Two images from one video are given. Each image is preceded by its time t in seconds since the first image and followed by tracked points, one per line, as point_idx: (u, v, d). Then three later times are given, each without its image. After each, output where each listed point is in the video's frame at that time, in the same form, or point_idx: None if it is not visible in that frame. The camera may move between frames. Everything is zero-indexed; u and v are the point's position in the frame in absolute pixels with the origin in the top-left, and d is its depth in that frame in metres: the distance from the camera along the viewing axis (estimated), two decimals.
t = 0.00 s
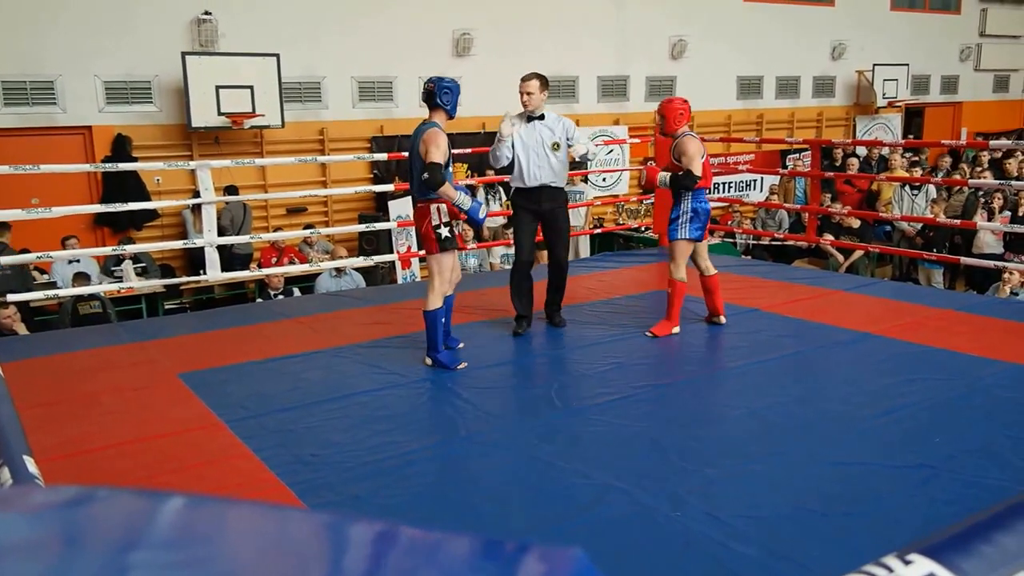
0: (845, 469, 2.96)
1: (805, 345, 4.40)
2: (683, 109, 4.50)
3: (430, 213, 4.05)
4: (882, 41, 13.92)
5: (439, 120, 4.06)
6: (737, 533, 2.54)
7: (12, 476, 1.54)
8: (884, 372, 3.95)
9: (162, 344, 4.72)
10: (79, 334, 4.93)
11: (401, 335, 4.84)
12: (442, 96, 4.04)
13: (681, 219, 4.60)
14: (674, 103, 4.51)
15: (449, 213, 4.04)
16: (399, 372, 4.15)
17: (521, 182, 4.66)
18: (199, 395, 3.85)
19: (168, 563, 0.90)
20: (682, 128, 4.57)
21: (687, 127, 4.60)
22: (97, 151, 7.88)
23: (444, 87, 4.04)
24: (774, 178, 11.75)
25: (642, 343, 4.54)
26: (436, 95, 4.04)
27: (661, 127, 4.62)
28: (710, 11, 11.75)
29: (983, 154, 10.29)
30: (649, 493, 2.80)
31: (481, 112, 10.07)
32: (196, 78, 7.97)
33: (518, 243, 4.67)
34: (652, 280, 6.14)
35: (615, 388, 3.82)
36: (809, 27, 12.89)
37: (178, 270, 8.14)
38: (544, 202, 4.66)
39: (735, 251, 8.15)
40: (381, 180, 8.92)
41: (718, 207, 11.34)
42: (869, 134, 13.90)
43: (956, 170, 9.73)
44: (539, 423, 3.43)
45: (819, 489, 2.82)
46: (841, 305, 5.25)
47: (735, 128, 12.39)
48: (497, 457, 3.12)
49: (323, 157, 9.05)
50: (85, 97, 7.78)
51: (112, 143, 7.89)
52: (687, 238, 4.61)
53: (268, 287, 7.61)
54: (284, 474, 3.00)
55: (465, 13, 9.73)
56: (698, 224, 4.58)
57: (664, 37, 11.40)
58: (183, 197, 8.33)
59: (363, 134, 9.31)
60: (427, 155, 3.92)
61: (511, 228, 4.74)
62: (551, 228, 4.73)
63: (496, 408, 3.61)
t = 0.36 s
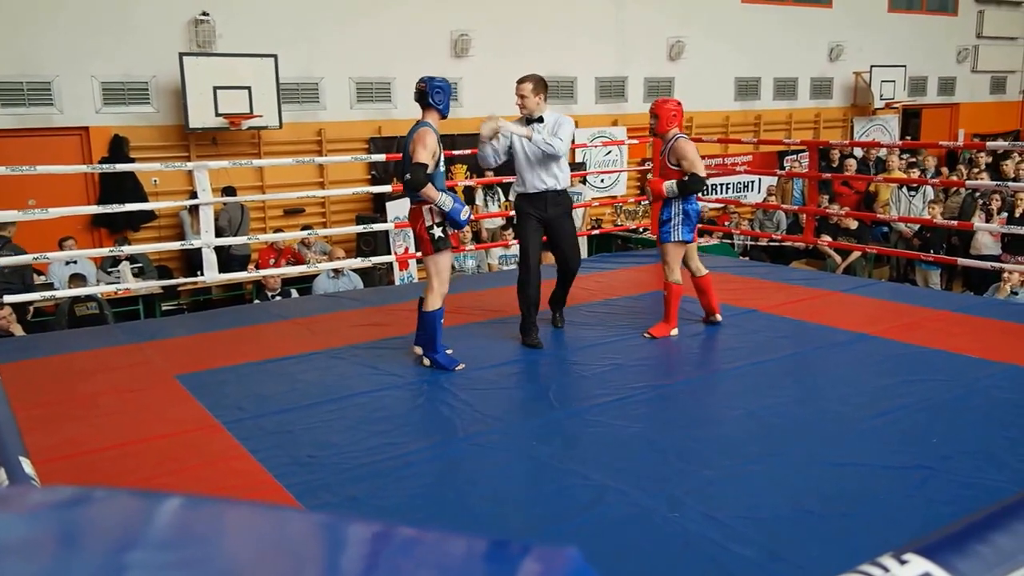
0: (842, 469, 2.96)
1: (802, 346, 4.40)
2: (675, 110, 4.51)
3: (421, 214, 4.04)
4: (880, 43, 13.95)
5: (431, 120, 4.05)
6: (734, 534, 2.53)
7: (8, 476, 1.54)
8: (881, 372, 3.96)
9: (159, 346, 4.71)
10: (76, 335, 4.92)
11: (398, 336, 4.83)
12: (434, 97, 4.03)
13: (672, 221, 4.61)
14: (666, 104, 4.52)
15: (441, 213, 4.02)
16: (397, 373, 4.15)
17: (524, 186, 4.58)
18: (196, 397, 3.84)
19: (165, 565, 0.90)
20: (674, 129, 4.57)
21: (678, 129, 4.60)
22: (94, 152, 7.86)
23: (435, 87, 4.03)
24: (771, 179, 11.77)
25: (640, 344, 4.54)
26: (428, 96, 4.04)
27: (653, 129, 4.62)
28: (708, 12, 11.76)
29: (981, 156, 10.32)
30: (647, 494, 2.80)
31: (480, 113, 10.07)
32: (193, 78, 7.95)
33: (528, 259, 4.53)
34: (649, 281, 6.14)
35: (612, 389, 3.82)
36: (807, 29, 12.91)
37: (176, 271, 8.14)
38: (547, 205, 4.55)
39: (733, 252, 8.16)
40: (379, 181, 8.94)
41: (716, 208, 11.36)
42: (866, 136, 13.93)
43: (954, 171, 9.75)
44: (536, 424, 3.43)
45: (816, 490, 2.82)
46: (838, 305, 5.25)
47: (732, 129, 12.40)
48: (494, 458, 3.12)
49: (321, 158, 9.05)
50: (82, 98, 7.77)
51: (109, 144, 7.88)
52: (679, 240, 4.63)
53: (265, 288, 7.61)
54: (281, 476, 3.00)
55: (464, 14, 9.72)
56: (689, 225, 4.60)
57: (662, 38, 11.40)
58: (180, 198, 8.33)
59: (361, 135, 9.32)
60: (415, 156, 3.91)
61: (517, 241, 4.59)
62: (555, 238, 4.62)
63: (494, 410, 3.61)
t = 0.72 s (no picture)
0: (839, 469, 2.97)
1: (799, 346, 4.41)
2: (660, 108, 4.51)
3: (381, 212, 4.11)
4: (877, 43, 13.97)
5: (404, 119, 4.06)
6: (731, 534, 2.53)
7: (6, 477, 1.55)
8: (878, 372, 3.97)
9: (156, 346, 4.70)
10: (73, 336, 4.91)
11: (396, 337, 4.83)
12: (403, 99, 4.04)
13: (660, 222, 4.65)
14: (654, 102, 4.52)
15: (396, 213, 4.03)
16: (395, 373, 4.15)
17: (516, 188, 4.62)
18: (193, 397, 3.83)
19: (162, 565, 0.92)
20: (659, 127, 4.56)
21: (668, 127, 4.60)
22: (92, 152, 7.85)
23: (405, 89, 4.02)
24: (769, 179, 11.79)
25: (638, 344, 4.54)
26: (400, 96, 4.08)
27: (642, 126, 4.63)
28: (706, 13, 11.78)
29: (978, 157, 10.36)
30: (645, 494, 2.80)
31: (478, 113, 10.08)
32: (191, 78, 7.94)
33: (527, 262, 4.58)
34: (646, 281, 6.14)
35: (610, 389, 3.82)
36: (804, 29, 12.93)
37: (173, 272, 8.13)
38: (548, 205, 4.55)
39: (731, 252, 8.16)
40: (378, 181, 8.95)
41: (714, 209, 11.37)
42: (864, 136, 13.96)
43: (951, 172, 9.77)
44: (534, 424, 3.43)
45: (814, 490, 2.82)
46: (836, 306, 5.26)
47: (730, 130, 12.42)
48: (493, 458, 3.11)
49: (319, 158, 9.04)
50: (80, 98, 7.76)
51: (106, 144, 7.87)
52: (667, 241, 4.67)
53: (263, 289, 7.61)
54: (279, 476, 2.99)
55: (462, 15, 9.72)
56: (676, 226, 4.63)
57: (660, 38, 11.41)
58: (178, 198, 8.32)
59: (359, 136, 9.32)
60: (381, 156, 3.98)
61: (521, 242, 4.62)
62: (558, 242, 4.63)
63: (493, 410, 3.61)
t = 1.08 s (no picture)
0: (837, 469, 2.97)
1: (797, 346, 4.41)
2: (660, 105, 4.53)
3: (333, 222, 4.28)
4: (875, 43, 13.99)
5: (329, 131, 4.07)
6: (730, 534, 2.53)
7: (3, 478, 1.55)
8: (876, 372, 3.97)
9: (154, 347, 4.69)
10: (70, 336, 4.90)
11: (395, 337, 4.82)
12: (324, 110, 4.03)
13: (655, 220, 4.65)
14: (653, 100, 4.54)
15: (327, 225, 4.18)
16: (393, 373, 4.14)
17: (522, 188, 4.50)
18: (192, 398, 3.83)
19: (161, 563, 0.94)
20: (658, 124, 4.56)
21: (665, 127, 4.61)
22: (89, 152, 7.84)
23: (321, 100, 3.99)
24: (767, 179, 11.80)
25: (637, 344, 4.54)
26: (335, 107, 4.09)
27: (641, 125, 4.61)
28: (704, 13, 11.80)
29: (976, 157, 10.38)
30: (644, 494, 2.80)
31: (477, 114, 10.08)
32: (189, 78, 7.94)
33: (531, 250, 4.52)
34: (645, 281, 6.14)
35: (609, 389, 3.81)
36: (801, 30, 12.94)
37: (171, 272, 8.12)
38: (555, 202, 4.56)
39: (728, 252, 8.17)
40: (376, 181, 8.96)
41: (712, 209, 11.38)
42: (861, 137, 13.99)
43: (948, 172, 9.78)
44: (533, 424, 3.42)
45: (812, 490, 2.82)
46: (834, 306, 5.26)
47: (728, 130, 12.44)
48: (491, 458, 3.11)
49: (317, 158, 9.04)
50: (77, 98, 7.75)
51: (104, 144, 7.86)
52: (662, 239, 4.68)
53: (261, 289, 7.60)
54: (277, 476, 2.99)
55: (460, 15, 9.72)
56: (671, 224, 4.64)
57: (658, 38, 11.41)
58: (175, 198, 8.31)
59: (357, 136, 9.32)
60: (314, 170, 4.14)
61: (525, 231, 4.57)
62: (560, 236, 4.64)
63: (491, 410, 3.60)
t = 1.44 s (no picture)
0: (835, 469, 2.97)
1: (795, 346, 4.41)
2: (665, 106, 4.53)
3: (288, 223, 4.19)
4: (873, 44, 14.00)
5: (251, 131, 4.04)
6: (727, 534, 2.54)
7: None
8: (874, 372, 3.98)
9: (153, 347, 4.69)
10: (67, 337, 4.90)
11: (392, 337, 4.82)
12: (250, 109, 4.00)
13: (660, 220, 4.67)
14: (655, 100, 4.54)
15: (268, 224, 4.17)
16: (390, 373, 4.14)
17: (559, 184, 4.50)
18: (189, 398, 3.82)
19: (159, 562, 0.95)
20: (660, 125, 4.57)
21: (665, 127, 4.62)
22: (87, 152, 7.83)
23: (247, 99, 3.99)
24: (764, 179, 11.81)
25: (635, 344, 4.54)
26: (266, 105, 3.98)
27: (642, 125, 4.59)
28: (701, 14, 11.79)
29: (972, 158, 10.41)
30: (642, 494, 2.80)
31: (475, 114, 10.07)
32: (187, 78, 7.93)
33: (561, 242, 4.53)
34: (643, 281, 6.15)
35: (606, 390, 3.81)
36: (799, 30, 12.95)
37: (168, 272, 8.12)
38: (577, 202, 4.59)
39: (726, 252, 8.18)
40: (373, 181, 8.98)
41: (710, 209, 11.40)
42: (859, 137, 14.00)
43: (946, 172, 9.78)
44: (530, 425, 3.42)
45: (809, 490, 2.82)
46: (831, 306, 5.27)
47: (726, 130, 12.45)
48: (488, 459, 3.11)
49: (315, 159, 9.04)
50: (74, 97, 7.74)
51: (102, 145, 7.85)
52: (666, 238, 4.72)
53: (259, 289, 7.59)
54: (275, 476, 2.98)
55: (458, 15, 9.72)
56: (675, 222, 4.70)
57: (656, 39, 11.42)
58: (173, 199, 8.31)
59: (355, 136, 9.31)
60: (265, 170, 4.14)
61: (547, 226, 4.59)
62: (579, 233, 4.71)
63: (489, 410, 3.60)
